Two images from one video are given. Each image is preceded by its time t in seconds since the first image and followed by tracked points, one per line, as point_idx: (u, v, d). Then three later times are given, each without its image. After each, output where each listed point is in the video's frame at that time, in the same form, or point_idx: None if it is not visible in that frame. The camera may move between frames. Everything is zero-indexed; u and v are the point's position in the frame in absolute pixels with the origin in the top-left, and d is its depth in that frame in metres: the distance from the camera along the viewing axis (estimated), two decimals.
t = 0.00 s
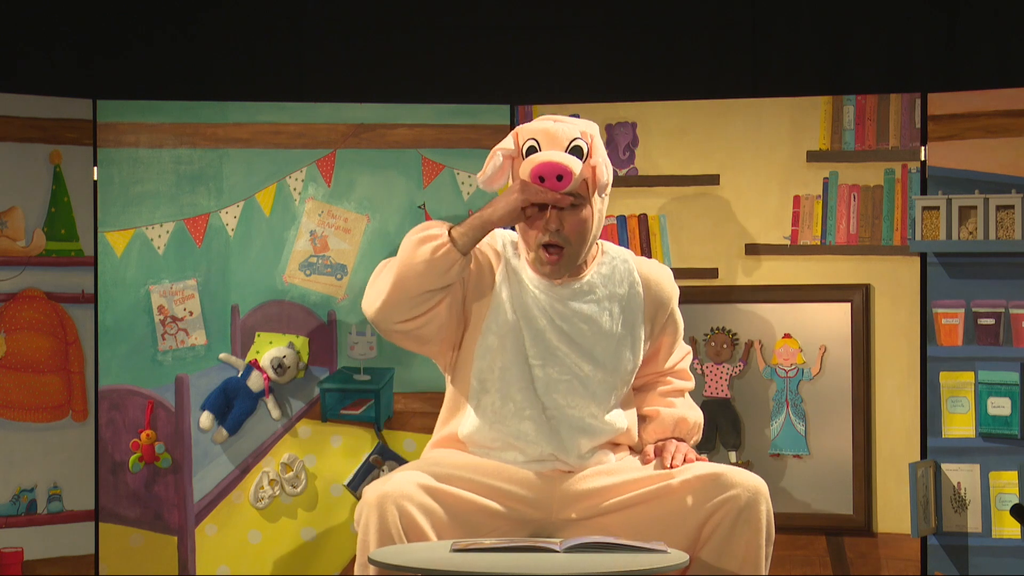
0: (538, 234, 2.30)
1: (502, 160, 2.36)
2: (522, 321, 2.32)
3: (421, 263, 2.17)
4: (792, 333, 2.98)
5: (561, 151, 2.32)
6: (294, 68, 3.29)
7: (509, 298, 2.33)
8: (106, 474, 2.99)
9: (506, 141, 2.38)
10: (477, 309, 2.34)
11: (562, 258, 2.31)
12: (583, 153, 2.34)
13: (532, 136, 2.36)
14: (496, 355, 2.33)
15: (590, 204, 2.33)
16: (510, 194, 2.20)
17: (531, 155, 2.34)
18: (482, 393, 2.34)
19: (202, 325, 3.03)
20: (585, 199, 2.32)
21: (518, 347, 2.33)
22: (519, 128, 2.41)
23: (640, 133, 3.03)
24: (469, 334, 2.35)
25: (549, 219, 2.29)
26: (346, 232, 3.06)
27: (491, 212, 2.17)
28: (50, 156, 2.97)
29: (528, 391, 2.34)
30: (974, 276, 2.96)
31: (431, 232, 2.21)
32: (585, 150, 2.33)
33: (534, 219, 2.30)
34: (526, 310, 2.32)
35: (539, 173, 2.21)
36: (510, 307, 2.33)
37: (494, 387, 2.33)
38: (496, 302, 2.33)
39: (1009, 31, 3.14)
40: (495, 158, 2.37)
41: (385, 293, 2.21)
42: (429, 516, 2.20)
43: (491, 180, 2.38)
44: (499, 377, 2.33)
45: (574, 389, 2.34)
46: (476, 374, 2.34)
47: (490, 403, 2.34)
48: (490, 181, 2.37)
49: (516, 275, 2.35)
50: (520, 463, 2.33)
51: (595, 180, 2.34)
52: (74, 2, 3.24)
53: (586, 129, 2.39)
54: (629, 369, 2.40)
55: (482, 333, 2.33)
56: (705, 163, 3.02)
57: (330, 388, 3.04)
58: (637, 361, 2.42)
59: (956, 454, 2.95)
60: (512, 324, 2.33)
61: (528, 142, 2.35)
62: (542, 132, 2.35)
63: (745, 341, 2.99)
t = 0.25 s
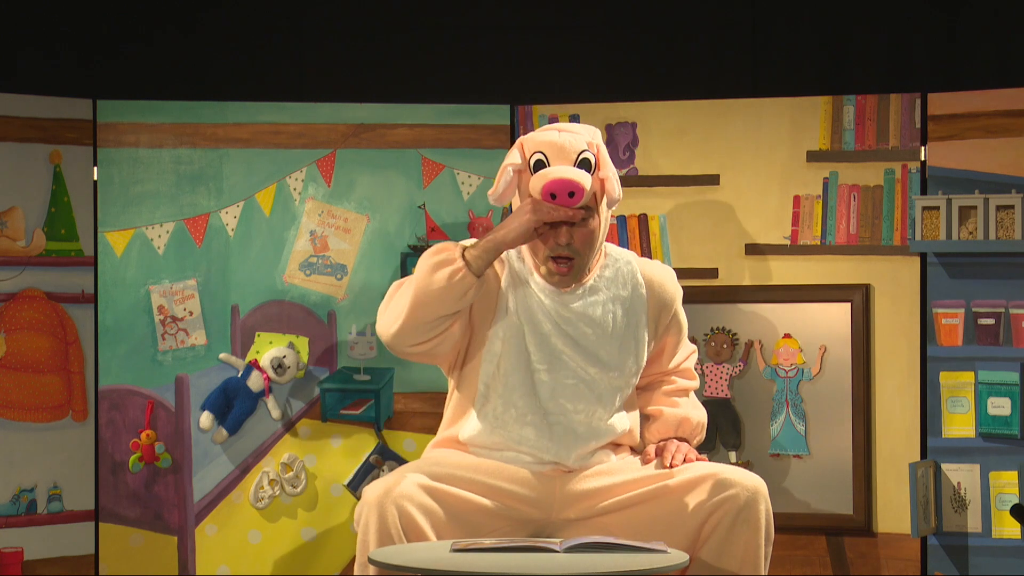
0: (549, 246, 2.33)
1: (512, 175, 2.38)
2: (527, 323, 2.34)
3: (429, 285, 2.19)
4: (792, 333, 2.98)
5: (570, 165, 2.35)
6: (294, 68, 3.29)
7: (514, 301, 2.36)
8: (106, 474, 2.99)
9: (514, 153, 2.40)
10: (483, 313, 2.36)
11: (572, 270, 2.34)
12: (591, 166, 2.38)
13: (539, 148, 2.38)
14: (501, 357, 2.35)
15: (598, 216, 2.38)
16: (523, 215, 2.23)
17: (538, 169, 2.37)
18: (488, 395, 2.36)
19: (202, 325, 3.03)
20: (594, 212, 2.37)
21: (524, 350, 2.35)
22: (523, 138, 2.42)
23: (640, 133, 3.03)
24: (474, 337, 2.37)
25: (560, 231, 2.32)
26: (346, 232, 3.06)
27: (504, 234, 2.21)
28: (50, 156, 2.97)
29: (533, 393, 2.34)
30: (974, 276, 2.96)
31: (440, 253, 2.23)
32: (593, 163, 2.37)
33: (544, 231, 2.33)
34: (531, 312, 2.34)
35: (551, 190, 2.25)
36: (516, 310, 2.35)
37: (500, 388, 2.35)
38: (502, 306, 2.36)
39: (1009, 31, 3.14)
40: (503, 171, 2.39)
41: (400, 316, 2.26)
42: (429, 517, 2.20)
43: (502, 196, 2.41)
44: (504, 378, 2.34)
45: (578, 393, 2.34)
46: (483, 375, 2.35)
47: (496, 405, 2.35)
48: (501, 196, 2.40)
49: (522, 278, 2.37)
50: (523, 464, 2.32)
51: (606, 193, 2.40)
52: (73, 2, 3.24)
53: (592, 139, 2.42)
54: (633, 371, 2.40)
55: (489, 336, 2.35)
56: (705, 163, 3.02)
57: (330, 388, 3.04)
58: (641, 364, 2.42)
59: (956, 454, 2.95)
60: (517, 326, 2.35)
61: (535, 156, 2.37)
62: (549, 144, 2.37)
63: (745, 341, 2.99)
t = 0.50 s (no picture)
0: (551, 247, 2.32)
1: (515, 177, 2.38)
2: (528, 323, 2.34)
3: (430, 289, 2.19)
4: (792, 333, 2.98)
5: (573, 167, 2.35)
6: (294, 68, 3.29)
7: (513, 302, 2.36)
8: (106, 474, 2.99)
9: (516, 157, 2.39)
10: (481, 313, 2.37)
11: (575, 270, 2.32)
12: (594, 168, 2.38)
13: (542, 151, 2.38)
14: (502, 358, 2.35)
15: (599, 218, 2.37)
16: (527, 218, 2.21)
17: (541, 171, 2.37)
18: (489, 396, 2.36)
19: (202, 325, 3.03)
20: (596, 213, 2.36)
21: (524, 350, 2.34)
22: (525, 141, 2.42)
23: (640, 133, 3.03)
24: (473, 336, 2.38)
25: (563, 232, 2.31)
26: (346, 231, 3.06)
27: (507, 238, 2.19)
28: (49, 156, 2.97)
29: (534, 394, 2.33)
30: (974, 276, 2.96)
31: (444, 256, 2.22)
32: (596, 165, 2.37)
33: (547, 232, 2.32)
34: (532, 313, 2.34)
35: (555, 194, 2.22)
36: (516, 310, 2.35)
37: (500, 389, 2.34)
38: (503, 306, 2.36)
39: (1009, 31, 3.14)
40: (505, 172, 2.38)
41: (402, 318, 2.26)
42: (429, 517, 2.20)
43: (504, 198, 2.41)
44: (504, 379, 2.34)
45: (579, 393, 2.33)
46: (483, 377, 2.35)
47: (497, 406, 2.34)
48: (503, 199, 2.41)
49: (523, 279, 2.37)
50: (523, 465, 2.33)
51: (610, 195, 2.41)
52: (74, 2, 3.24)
53: (595, 141, 2.42)
54: (634, 371, 2.40)
55: (490, 337, 2.36)
56: (704, 163, 3.02)
57: (330, 388, 3.04)
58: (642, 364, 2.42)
59: (956, 454, 2.95)
60: (518, 327, 2.35)
61: (538, 158, 2.37)
62: (552, 146, 2.37)
63: (745, 341, 2.99)
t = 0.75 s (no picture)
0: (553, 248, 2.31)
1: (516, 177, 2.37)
2: (529, 323, 2.33)
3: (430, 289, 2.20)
4: (792, 333, 2.98)
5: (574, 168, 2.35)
6: (294, 69, 3.29)
7: (513, 303, 2.35)
8: (106, 474, 2.99)
9: (517, 157, 2.40)
10: (482, 314, 2.36)
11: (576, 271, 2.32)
12: (595, 168, 2.38)
13: (543, 151, 2.39)
14: (503, 358, 2.34)
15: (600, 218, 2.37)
16: (529, 224, 2.20)
17: (542, 172, 2.37)
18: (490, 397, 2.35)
19: (202, 325, 3.03)
20: (598, 214, 2.36)
21: (525, 350, 2.34)
22: (526, 142, 2.43)
23: (640, 133, 3.03)
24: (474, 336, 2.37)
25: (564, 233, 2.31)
26: (346, 232, 3.06)
27: (507, 242, 2.18)
28: (50, 156, 2.97)
29: (536, 393, 2.33)
30: (974, 276, 2.96)
31: (446, 255, 2.22)
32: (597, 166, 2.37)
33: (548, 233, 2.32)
34: (532, 312, 2.34)
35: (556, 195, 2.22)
36: (516, 310, 2.35)
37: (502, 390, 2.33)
38: (503, 306, 2.35)
39: (1009, 31, 3.14)
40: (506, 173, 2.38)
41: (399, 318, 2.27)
42: (429, 517, 2.21)
43: (505, 199, 2.40)
44: (506, 379, 2.33)
45: (580, 392, 2.32)
46: (483, 376, 2.35)
47: (499, 406, 2.33)
48: (505, 200, 2.40)
49: (523, 279, 2.37)
50: (525, 466, 2.32)
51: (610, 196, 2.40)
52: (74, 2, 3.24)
53: (596, 141, 2.43)
54: (635, 369, 2.40)
55: (489, 337, 2.36)
56: (704, 163, 3.02)
57: (330, 388, 3.04)
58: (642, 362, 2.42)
59: (956, 454, 2.95)
60: (519, 327, 2.34)
61: (538, 159, 2.37)
62: (552, 147, 2.37)
63: (745, 341, 2.99)
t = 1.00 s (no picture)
0: (553, 237, 2.34)
1: (517, 164, 2.36)
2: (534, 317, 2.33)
3: (405, 324, 2.21)
4: (792, 333, 2.98)
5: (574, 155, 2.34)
6: (294, 69, 3.29)
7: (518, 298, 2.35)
8: (106, 475, 2.98)
9: (519, 145, 2.40)
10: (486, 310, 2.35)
11: (576, 260, 2.34)
12: (597, 157, 2.38)
13: (544, 140, 2.38)
14: (509, 353, 2.32)
15: (603, 206, 2.38)
16: (510, 283, 2.16)
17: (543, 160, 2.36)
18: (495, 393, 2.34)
19: (203, 325, 3.03)
20: (598, 202, 2.36)
21: (531, 346, 2.32)
22: (528, 131, 2.42)
23: (639, 133, 3.03)
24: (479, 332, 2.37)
25: (564, 220, 2.33)
26: (346, 232, 3.06)
27: (487, 294, 2.18)
28: (50, 156, 2.98)
29: (543, 388, 2.32)
30: (974, 276, 2.96)
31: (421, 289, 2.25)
32: (598, 154, 2.36)
33: (548, 221, 2.35)
34: (533, 306, 2.33)
35: (555, 180, 2.27)
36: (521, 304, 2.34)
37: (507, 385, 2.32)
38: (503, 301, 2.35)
39: (1009, 31, 3.14)
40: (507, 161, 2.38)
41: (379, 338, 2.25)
42: (432, 518, 2.21)
43: (507, 186, 2.39)
44: (512, 375, 2.32)
45: (583, 386, 2.33)
46: (486, 372, 2.34)
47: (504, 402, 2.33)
48: (507, 187, 2.39)
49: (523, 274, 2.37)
50: (528, 463, 2.32)
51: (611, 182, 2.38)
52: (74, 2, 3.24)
53: (597, 127, 2.41)
54: (639, 361, 2.40)
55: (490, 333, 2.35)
56: (704, 163, 3.02)
57: (330, 388, 3.04)
58: (646, 355, 2.42)
59: (956, 454, 2.95)
60: (523, 322, 2.33)
61: (539, 147, 2.37)
62: (553, 136, 2.37)
63: (745, 341, 2.99)
